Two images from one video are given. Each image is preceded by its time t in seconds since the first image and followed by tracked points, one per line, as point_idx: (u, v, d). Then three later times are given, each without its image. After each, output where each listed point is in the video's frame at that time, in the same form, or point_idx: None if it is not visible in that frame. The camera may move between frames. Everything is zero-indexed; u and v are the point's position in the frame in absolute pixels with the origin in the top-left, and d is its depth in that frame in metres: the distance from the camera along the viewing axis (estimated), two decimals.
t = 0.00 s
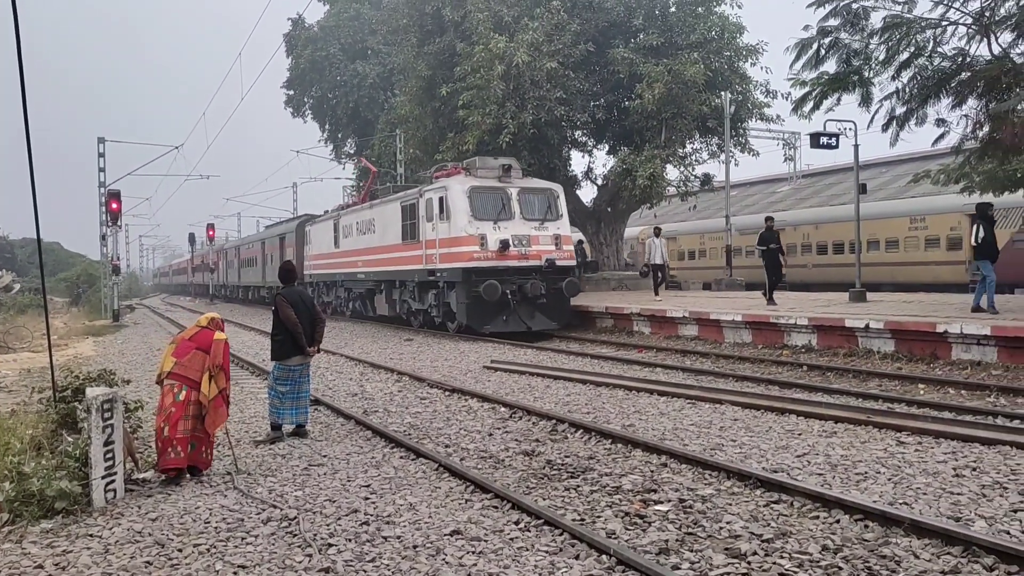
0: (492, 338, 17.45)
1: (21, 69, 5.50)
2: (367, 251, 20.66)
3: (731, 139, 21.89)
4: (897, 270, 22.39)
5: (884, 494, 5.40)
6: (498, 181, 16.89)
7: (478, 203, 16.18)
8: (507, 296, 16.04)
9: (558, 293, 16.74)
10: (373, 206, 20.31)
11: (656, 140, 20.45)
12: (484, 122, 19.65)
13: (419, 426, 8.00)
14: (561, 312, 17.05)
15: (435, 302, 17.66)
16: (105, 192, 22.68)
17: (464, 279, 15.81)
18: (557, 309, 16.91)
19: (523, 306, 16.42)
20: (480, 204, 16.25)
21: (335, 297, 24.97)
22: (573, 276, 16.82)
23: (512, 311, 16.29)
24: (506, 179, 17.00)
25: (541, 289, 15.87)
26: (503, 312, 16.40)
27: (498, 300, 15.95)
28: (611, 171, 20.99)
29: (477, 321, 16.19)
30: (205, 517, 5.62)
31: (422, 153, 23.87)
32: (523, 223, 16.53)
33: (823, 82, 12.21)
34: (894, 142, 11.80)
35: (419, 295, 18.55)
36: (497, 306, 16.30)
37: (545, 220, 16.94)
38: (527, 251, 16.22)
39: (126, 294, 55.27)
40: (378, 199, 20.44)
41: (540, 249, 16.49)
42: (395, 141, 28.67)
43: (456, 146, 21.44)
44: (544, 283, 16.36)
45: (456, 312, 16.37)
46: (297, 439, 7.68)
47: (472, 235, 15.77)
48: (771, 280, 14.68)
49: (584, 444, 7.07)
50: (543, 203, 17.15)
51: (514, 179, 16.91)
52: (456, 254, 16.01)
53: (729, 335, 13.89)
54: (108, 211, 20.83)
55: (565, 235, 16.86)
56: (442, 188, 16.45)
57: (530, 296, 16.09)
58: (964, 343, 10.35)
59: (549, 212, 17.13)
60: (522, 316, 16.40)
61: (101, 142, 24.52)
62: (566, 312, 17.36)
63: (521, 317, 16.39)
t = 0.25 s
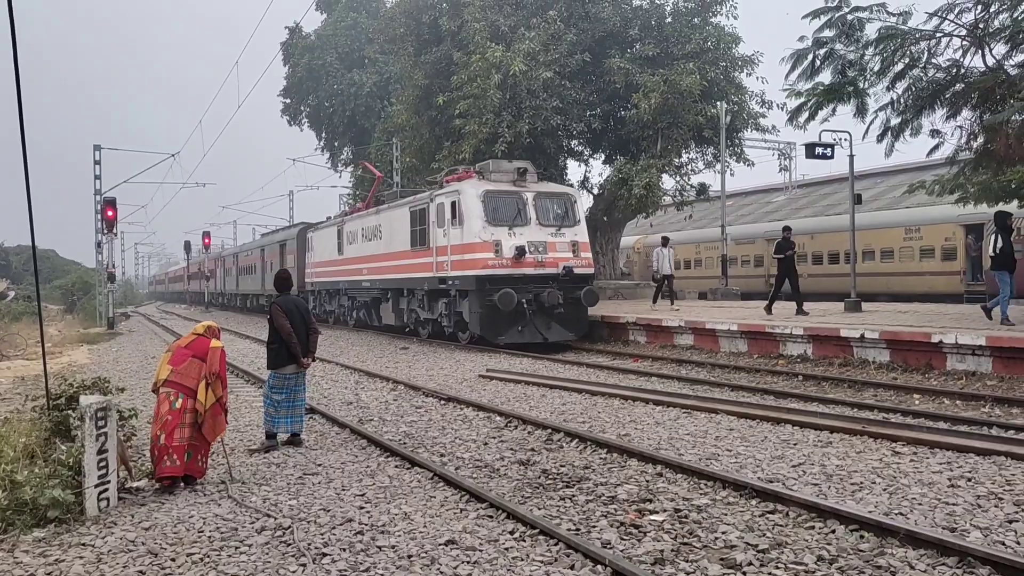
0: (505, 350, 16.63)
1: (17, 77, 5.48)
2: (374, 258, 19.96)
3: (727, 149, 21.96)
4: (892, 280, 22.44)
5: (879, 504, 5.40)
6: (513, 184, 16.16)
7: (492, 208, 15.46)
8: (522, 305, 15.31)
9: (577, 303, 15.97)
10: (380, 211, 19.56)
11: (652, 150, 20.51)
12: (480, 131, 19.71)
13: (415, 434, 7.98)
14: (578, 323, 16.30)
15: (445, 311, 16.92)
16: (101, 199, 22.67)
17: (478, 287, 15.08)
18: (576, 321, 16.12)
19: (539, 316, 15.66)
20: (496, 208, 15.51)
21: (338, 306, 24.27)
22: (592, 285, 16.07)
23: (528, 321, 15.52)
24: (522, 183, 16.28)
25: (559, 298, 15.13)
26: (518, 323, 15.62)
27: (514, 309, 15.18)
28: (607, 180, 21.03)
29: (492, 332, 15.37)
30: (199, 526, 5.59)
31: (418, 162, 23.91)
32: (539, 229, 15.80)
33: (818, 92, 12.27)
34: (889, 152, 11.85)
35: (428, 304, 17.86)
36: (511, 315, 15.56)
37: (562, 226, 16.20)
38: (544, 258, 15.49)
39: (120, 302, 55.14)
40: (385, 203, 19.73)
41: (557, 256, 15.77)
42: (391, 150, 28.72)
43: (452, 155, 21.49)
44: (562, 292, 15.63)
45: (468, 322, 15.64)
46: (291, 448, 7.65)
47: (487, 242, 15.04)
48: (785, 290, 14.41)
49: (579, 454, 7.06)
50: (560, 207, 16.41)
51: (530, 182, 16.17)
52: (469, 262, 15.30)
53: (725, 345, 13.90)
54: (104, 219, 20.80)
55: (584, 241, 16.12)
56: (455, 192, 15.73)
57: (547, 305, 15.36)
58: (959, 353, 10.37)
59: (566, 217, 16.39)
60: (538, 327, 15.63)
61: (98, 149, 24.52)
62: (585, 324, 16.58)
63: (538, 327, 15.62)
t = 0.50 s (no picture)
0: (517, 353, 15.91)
1: (7, 72, 5.43)
2: (378, 255, 19.26)
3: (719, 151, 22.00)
4: (883, 283, 22.53)
5: (869, 506, 5.42)
6: (526, 179, 15.45)
7: (505, 203, 14.76)
8: (536, 306, 14.63)
9: (593, 304, 15.27)
10: (384, 206, 18.84)
11: (645, 151, 20.53)
12: (474, 131, 19.70)
13: (406, 434, 7.97)
14: (594, 326, 15.61)
15: (454, 312, 16.21)
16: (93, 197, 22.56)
17: (490, 288, 14.37)
18: (592, 324, 15.43)
19: (553, 318, 14.97)
20: (509, 204, 14.81)
21: (336, 306, 23.58)
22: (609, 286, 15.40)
23: (542, 323, 14.83)
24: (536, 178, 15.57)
25: (574, 300, 14.47)
26: (532, 326, 14.91)
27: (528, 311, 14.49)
28: (600, 181, 21.05)
29: (505, 335, 14.64)
30: (188, 526, 5.56)
31: (411, 161, 23.88)
32: (554, 226, 15.09)
33: (811, 95, 12.32)
34: (881, 155, 11.89)
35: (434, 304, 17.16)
36: (524, 317, 14.87)
37: (578, 223, 15.48)
38: (559, 258, 14.81)
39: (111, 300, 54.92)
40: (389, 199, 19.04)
41: (573, 254, 15.08)
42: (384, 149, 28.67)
43: (445, 154, 21.48)
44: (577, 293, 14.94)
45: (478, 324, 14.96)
46: (282, 447, 7.63)
47: (500, 240, 14.34)
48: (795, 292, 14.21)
49: (571, 454, 7.07)
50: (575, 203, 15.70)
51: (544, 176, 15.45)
52: (480, 260, 14.59)
53: (717, 346, 13.93)
54: (95, 216, 20.69)
55: (600, 239, 15.44)
56: (467, 187, 15.00)
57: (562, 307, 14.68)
58: (950, 355, 10.42)
59: (581, 214, 15.70)
60: (553, 330, 14.94)
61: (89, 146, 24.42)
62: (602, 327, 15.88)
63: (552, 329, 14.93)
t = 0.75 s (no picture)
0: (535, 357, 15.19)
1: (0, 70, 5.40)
2: (386, 254, 18.55)
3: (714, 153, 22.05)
4: (876, 285, 22.58)
5: (862, 508, 5.43)
6: (545, 174, 14.71)
7: (523, 200, 14.05)
8: (557, 309, 13.93)
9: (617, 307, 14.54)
10: (393, 203, 18.11)
11: (639, 153, 20.55)
12: (469, 132, 19.72)
13: (400, 435, 7.96)
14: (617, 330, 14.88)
15: (468, 314, 15.52)
16: (86, 196, 22.47)
17: (508, 288, 13.65)
18: (615, 328, 14.71)
19: (575, 321, 14.26)
20: (527, 201, 14.08)
21: (340, 307, 22.94)
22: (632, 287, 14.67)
23: (563, 327, 14.12)
24: (555, 172, 14.83)
25: (597, 301, 13.74)
26: (551, 329, 14.22)
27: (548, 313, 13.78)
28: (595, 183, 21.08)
29: (523, 338, 13.96)
30: (181, 526, 5.54)
31: (406, 162, 23.88)
32: (575, 224, 14.35)
33: (805, 98, 12.37)
34: (875, 159, 11.93)
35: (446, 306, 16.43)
36: (544, 320, 14.16)
37: (600, 220, 14.74)
38: (581, 257, 14.05)
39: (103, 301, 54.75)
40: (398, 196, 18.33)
41: (595, 254, 14.34)
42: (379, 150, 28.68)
43: (440, 155, 21.47)
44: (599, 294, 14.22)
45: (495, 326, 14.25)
46: (275, 448, 7.61)
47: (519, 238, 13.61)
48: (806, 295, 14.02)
49: (564, 455, 7.07)
50: (597, 200, 14.95)
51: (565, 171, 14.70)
52: (498, 259, 13.87)
53: (710, 348, 13.96)
54: (88, 215, 20.62)
55: (624, 238, 14.70)
56: (483, 182, 14.28)
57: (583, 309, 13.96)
58: (942, 358, 10.46)
59: (603, 211, 14.94)
60: (574, 334, 14.24)
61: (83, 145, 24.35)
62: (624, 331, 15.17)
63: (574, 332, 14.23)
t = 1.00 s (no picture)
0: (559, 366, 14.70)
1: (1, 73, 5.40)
2: (398, 256, 17.99)
3: (713, 157, 22.06)
4: (876, 289, 22.57)
5: (861, 512, 5.43)
6: (570, 173, 14.18)
7: (548, 199, 13.52)
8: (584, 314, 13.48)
9: (644, 312, 14.15)
10: (406, 204, 17.55)
11: (639, 157, 20.56)
12: (469, 136, 19.74)
13: (399, 439, 7.96)
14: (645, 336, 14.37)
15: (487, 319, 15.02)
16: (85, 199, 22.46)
17: (532, 292, 13.11)
18: (643, 335, 14.29)
19: (601, 327, 13.83)
20: (551, 199, 13.57)
21: (348, 312, 22.41)
22: (661, 291, 14.27)
23: (589, 333, 13.69)
24: (580, 171, 14.34)
25: (625, 306, 13.28)
26: (576, 336, 13.76)
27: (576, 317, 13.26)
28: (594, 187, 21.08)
29: (547, 344, 13.49)
30: (181, 530, 5.54)
31: (407, 165, 23.85)
32: (601, 225, 13.83)
33: (805, 102, 12.39)
34: (874, 163, 11.94)
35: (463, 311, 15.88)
36: (570, 326, 13.75)
37: (627, 222, 14.20)
38: (608, 259, 13.54)
39: (103, 304, 54.71)
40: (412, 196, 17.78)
41: (622, 256, 13.81)
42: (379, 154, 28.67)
43: (440, 159, 21.49)
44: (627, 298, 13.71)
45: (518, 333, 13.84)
46: (275, 451, 7.62)
47: (544, 238, 13.06)
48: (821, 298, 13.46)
49: (564, 459, 7.07)
50: (624, 201, 14.43)
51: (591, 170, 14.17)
52: (521, 261, 13.32)
53: (710, 352, 13.96)
54: (88, 219, 20.63)
55: (651, 240, 14.21)
56: (505, 180, 13.75)
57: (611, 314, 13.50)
58: (942, 363, 10.46)
59: (629, 211, 14.45)
60: (601, 339, 13.82)
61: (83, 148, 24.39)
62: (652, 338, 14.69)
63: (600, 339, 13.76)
